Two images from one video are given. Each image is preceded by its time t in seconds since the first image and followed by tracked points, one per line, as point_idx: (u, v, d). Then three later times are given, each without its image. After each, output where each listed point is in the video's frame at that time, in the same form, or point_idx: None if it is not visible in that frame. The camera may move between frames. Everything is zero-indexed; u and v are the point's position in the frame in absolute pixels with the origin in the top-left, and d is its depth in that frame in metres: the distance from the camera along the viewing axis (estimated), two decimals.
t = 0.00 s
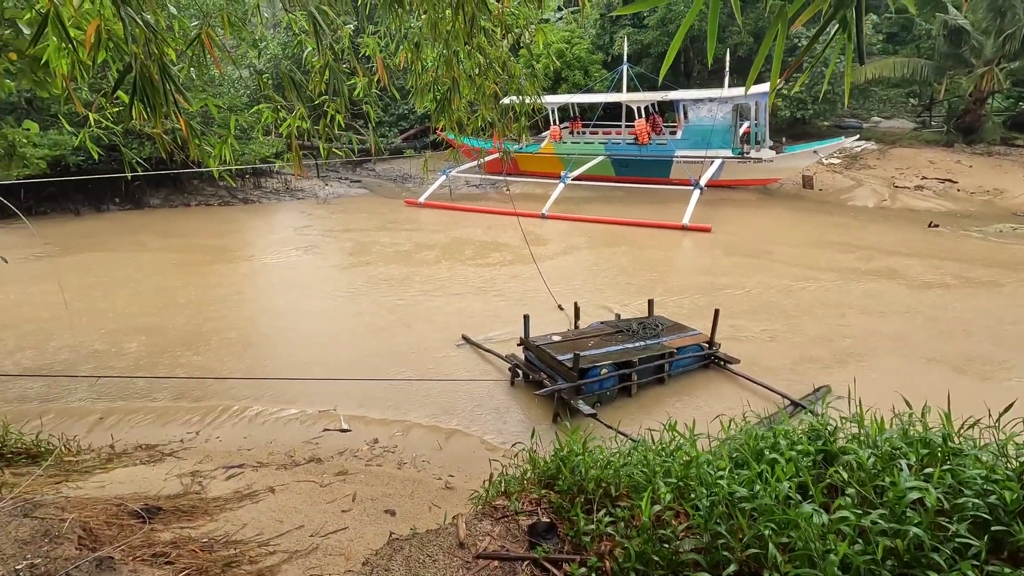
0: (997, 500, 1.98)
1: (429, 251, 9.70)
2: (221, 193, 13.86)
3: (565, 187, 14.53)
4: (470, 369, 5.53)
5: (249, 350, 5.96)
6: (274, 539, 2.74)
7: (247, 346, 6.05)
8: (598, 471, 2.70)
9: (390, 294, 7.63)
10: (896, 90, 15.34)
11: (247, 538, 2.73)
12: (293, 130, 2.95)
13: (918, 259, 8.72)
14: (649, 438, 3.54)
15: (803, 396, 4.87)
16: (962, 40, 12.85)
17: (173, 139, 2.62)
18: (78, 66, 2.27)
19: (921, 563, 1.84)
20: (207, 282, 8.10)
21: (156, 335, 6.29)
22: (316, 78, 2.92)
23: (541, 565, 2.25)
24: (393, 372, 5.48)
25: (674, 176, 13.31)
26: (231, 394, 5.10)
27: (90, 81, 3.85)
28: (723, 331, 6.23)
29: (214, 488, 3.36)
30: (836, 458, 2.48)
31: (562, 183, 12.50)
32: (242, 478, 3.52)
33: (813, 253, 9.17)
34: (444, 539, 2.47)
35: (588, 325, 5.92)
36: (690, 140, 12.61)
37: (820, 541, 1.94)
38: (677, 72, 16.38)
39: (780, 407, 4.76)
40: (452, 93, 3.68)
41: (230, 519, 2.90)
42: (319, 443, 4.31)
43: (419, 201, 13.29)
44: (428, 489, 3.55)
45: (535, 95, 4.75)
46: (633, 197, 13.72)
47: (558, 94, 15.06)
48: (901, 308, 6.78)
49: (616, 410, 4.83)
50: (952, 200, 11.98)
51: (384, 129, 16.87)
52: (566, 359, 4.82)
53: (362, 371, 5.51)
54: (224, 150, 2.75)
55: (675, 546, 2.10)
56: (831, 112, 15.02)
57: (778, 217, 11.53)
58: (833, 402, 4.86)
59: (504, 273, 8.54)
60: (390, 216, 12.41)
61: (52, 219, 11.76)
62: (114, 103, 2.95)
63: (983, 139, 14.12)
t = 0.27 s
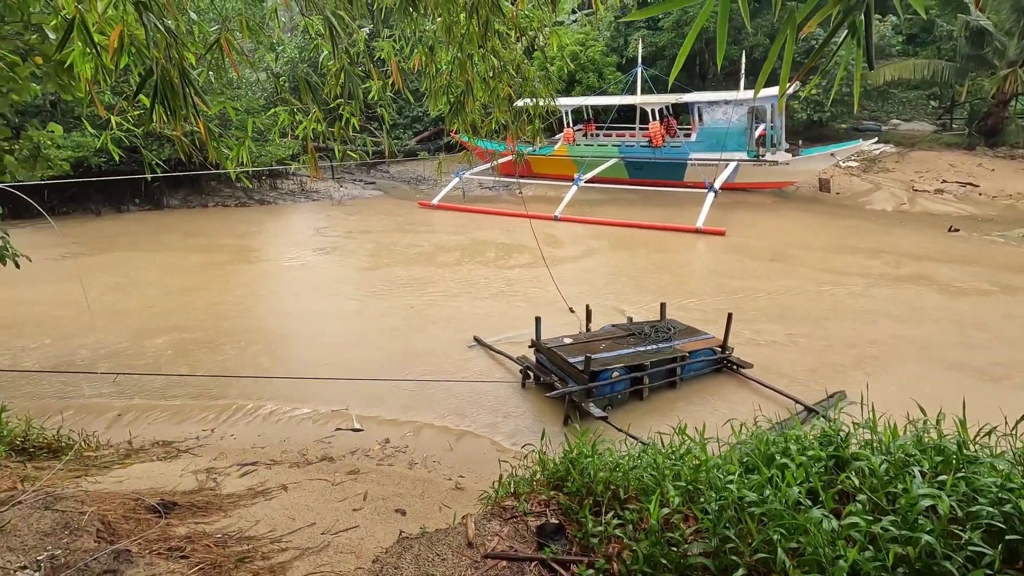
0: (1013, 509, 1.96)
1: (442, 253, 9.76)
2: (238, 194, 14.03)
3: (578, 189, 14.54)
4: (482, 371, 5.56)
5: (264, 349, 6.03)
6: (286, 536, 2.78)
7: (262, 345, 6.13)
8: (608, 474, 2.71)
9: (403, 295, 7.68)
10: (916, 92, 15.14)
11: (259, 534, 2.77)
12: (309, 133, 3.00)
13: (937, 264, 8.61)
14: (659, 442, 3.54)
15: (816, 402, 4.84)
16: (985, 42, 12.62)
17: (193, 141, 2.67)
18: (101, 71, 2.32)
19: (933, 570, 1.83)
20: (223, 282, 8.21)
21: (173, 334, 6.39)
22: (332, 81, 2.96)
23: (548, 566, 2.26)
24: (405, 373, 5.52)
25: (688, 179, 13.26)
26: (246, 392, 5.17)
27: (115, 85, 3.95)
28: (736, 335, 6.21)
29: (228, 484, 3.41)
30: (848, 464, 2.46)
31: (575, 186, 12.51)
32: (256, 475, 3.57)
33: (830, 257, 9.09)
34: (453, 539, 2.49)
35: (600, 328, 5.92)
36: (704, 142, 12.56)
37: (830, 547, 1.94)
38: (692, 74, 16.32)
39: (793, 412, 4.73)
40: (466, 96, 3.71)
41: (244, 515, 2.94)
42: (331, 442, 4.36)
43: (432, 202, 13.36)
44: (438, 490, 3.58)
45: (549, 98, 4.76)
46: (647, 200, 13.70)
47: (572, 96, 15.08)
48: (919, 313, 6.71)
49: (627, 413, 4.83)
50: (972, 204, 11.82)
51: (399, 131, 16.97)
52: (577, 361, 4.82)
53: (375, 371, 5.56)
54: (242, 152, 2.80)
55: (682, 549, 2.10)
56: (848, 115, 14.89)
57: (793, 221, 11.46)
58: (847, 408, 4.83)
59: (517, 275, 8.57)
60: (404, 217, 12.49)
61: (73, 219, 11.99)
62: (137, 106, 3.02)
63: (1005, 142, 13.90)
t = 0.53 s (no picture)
0: None
1: (453, 254, 9.78)
2: (252, 195, 14.16)
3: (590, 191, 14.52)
4: (492, 372, 5.57)
5: (276, 348, 6.08)
6: (297, 533, 2.79)
7: (275, 344, 6.17)
8: (617, 475, 2.71)
9: (415, 295, 7.71)
10: (933, 94, 14.97)
11: (270, 530, 2.80)
12: (323, 134, 3.02)
13: (955, 268, 8.51)
14: (669, 444, 3.53)
15: (829, 406, 4.79)
16: (1004, 43, 12.28)
17: (209, 142, 2.70)
18: (120, 72, 2.36)
19: None
20: (236, 282, 8.28)
21: (188, 332, 6.46)
22: (346, 82, 2.98)
23: (557, 566, 2.26)
24: (415, 373, 5.54)
25: (700, 181, 13.21)
26: (259, 391, 5.21)
27: (133, 87, 4.02)
28: (748, 338, 6.17)
29: (240, 481, 3.44)
30: (862, 467, 2.43)
31: (586, 188, 12.50)
32: (267, 473, 3.60)
33: (845, 260, 9.01)
34: (462, 537, 2.49)
35: (611, 330, 5.90)
36: (718, 144, 12.53)
37: (843, 551, 1.92)
38: (705, 76, 16.26)
39: (806, 416, 4.70)
40: (478, 97, 3.71)
41: (254, 511, 2.96)
42: (342, 441, 4.38)
43: (444, 204, 13.40)
44: (447, 489, 3.58)
45: (561, 99, 4.75)
46: (659, 202, 13.65)
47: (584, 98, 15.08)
48: (936, 318, 6.63)
49: (637, 415, 4.81)
50: (991, 208, 11.66)
51: (411, 133, 17.05)
52: (588, 363, 4.82)
53: (385, 371, 5.58)
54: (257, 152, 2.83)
55: (693, 551, 2.09)
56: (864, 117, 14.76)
57: (807, 223, 11.37)
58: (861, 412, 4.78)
59: (528, 276, 8.57)
60: (415, 219, 12.54)
61: (91, 218, 12.16)
62: (154, 108, 3.07)
63: None
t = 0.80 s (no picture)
0: None
1: (463, 256, 9.80)
2: (265, 196, 14.24)
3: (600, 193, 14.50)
4: (501, 373, 5.57)
5: (287, 348, 6.12)
6: (307, 531, 2.81)
7: (286, 344, 6.21)
8: (627, 477, 2.69)
9: (425, 296, 7.74)
10: (949, 96, 14.82)
11: (280, 528, 2.81)
12: (335, 135, 3.04)
13: (970, 272, 8.42)
14: (679, 446, 3.51)
15: (841, 410, 4.75)
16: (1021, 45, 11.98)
17: (224, 143, 2.72)
18: (137, 74, 2.39)
19: None
20: (248, 282, 8.35)
21: (200, 332, 6.52)
22: (358, 84, 3.00)
23: (566, 567, 2.26)
24: (425, 374, 5.56)
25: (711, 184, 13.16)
26: (270, 390, 5.25)
27: (150, 90, 4.07)
28: (759, 341, 6.14)
29: (251, 479, 3.46)
30: (875, 472, 2.40)
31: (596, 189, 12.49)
32: (278, 471, 3.62)
33: (858, 263, 8.94)
34: (470, 537, 2.49)
35: (621, 332, 5.89)
36: (729, 146, 12.49)
37: (855, 556, 1.91)
38: (717, 77, 16.22)
39: (818, 420, 4.66)
40: (489, 99, 3.72)
41: (265, 509, 2.98)
42: (351, 440, 4.40)
43: (454, 205, 13.44)
44: (456, 490, 3.58)
45: (572, 101, 4.74)
46: (669, 205, 13.61)
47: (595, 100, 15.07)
48: (951, 322, 6.56)
49: (647, 418, 4.79)
50: (1007, 211, 11.53)
51: (422, 134, 17.11)
52: (597, 365, 4.81)
53: (395, 371, 5.60)
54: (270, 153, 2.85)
55: (703, 555, 2.08)
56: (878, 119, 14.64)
57: (819, 226, 11.29)
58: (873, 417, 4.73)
59: (538, 278, 8.57)
60: (426, 220, 12.58)
61: (107, 219, 12.31)
62: (170, 109, 3.11)
63: None
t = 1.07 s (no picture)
0: None
1: (472, 258, 9.82)
2: (275, 197, 14.36)
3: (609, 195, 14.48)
4: (509, 375, 5.57)
5: (296, 348, 6.15)
6: (315, 530, 2.82)
7: (295, 344, 6.24)
8: (634, 479, 2.69)
9: (434, 298, 7.75)
10: (963, 98, 14.67)
11: (288, 527, 2.82)
12: (345, 137, 3.06)
13: (985, 275, 8.34)
14: (687, 450, 3.49)
15: (851, 415, 4.72)
16: None
17: (236, 146, 2.75)
18: (151, 76, 2.41)
19: None
20: (258, 282, 8.41)
21: (211, 331, 6.57)
22: (369, 86, 3.01)
23: (573, 569, 2.26)
24: (433, 375, 5.57)
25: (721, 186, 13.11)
26: (279, 390, 5.28)
27: (165, 94, 4.12)
28: (768, 345, 6.11)
29: (260, 478, 3.48)
30: (885, 478, 2.38)
31: (605, 192, 12.48)
32: (286, 470, 3.64)
33: (870, 267, 8.87)
34: (478, 538, 2.49)
35: (629, 335, 5.87)
36: (739, 148, 12.43)
37: (865, 562, 1.89)
38: (728, 79, 16.16)
39: (828, 425, 4.63)
40: (498, 101, 3.71)
41: (274, 508, 3.00)
42: (359, 441, 4.41)
43: (463, 207, 13.47)
44: (463, 491, 3.59)
45: (581, 103, 4.73)
46: (679, 207, 13.57)
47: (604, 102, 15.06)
48: (964, 327, 6.50)
49: (655, 421, 4.78)
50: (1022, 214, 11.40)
51: (431, 136, 17.17)
52: (605, 368, 4.80)
53: (403, 372, 5.62)
54: (282, 155, 2.87)
55: (710, 559, 2.07)
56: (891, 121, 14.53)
57: (830, 229, 11.22)
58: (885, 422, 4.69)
59: (546, 280, 8.57)
60: (435, 221, 12.62)
61: (120, 219, 12.45)
62: (184, 111, 3.14)
63: None
